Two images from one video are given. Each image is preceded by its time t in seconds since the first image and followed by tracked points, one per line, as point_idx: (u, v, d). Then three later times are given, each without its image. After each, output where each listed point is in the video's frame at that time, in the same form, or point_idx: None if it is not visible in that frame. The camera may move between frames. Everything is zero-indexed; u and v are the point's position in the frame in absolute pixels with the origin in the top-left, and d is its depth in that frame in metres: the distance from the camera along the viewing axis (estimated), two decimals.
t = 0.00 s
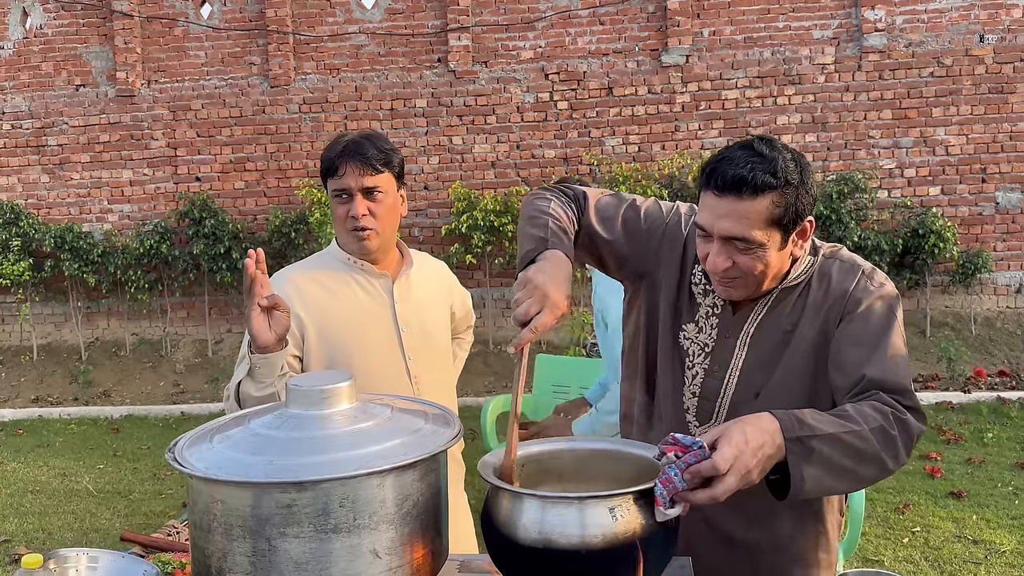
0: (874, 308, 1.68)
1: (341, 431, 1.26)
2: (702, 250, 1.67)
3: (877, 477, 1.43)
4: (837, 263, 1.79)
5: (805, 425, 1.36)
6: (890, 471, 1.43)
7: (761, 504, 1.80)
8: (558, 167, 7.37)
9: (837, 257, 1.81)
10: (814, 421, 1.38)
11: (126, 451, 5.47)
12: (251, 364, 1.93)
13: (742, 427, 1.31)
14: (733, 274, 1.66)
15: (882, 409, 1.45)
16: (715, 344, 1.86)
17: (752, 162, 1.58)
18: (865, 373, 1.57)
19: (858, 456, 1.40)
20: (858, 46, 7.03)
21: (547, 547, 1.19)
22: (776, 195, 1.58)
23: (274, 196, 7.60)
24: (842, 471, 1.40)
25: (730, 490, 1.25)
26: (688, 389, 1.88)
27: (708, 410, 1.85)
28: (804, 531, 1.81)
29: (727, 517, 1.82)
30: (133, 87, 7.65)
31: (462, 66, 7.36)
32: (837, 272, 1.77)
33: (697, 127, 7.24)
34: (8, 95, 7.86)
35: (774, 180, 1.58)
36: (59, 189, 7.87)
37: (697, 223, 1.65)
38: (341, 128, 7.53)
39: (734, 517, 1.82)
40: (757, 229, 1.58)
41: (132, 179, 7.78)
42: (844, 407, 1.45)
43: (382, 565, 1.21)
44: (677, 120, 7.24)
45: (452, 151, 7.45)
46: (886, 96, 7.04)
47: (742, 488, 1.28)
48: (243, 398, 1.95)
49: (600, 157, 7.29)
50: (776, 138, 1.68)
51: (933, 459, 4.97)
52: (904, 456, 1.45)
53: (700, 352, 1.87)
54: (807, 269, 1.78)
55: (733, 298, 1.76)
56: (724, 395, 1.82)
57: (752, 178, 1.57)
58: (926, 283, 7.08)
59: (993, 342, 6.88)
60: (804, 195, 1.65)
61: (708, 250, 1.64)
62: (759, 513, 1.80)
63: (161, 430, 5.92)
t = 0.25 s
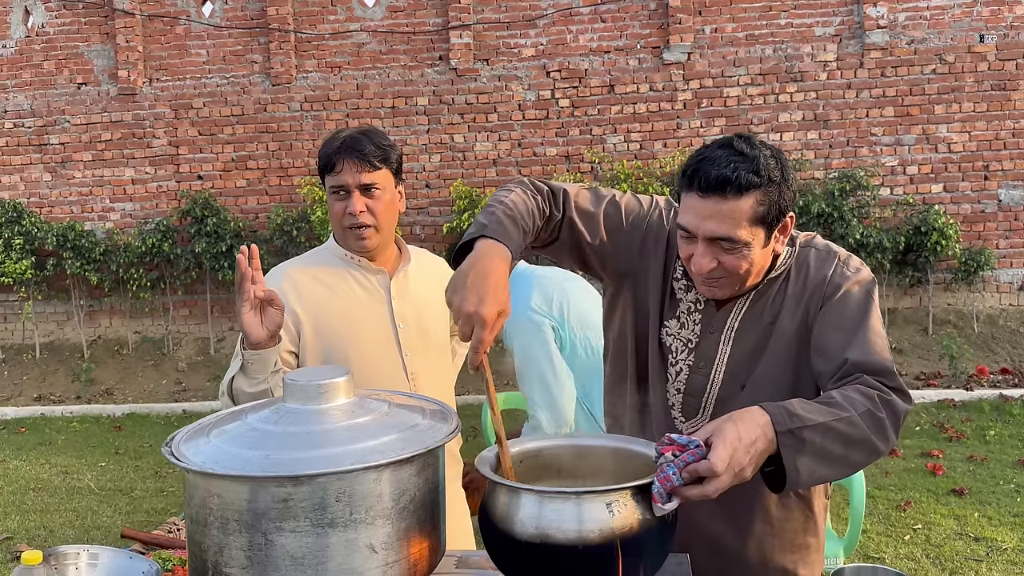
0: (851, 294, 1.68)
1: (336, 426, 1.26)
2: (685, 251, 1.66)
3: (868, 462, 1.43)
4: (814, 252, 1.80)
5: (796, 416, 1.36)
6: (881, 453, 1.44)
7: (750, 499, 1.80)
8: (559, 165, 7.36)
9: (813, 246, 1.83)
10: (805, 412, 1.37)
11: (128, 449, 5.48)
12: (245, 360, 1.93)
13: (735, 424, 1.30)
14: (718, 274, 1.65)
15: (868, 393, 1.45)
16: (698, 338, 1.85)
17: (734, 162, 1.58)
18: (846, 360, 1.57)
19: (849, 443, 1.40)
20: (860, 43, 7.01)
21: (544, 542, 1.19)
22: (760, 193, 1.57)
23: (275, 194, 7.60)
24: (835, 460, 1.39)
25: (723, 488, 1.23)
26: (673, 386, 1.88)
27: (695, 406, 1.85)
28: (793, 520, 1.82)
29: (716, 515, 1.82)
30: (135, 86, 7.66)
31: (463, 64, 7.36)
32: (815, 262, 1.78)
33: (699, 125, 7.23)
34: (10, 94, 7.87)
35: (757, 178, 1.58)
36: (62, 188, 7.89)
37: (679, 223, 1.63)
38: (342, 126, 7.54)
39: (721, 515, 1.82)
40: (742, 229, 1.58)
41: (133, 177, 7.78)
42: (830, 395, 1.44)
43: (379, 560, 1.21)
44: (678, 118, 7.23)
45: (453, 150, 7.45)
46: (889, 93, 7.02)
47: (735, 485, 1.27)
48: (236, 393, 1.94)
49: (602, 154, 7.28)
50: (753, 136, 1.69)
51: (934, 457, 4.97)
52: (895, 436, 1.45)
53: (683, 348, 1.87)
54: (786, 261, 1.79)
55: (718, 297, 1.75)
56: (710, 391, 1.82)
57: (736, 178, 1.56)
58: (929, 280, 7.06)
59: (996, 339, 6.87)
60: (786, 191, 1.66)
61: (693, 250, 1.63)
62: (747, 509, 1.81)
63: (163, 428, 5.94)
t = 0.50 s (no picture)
0: (842, 292, 1.67)
1: (331, 427, 1.26)
2: (676, 253, 1.65)
3: (865, 460, 1.42)
4: (803, 251, 1.80)
5: (790, 417, 1.36)
6: (878, 452, 1.42)
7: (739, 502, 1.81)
8: (559, 164, 7.36)
9: (802, 246, 1.83)
10: (799, 412, 1.37)
11: (128, 449, 5.49)
12: (242, 361, 1.93)
13: (729, 425, 1.30)
14: (709, 275, 1.65)
15: (862, 391, 1.43)
16: (691, 341, 1.85)
17: (725, 163, 1.58)
18: (839, 359, 1.55)
19: (844, 442, 1.40)
20: (860, 41, 7.00)
21: (539, 542, 1.19)
22: (750, 194, 1.58)
23: (275, 194, 7.60)
24: (830, 459, 1.39)
25: (715, 488, 1.24)
26: (668, 389, 1.88)
27: (690, 409, 1.85)
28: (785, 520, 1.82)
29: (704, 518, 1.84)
30: (134, 85, 7.65)
31: (462, 63, 7.35)
32: (804, 261, 1.78)
33: (699, 123, 7.22)
34: (9, 94, 7.87)
35: (747, 179, 1.58)
36: (61, 188, 7.89)
37: (670, 225, 1.63)
38: (341, 126, 7.54)
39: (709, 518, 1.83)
40: (733, 229, 1.58)
41: (133, 177, 7.79)
42: (825, 394, 1.44)
43: (375, 561, 1.21)
44: (678, 116, 7.23)
45: (452, 149, 7.44)
46: (888, 91, 7.02)
47: (729, 486, 1.27)
48: (232, 394, 1.94)
49: (601, 153, 7.27)
50: (741, 137, 1.69)
51: (934, 455, 4.97)
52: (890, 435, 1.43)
53: (676, 352, 1.86)
54: (776, 261, 1.78)
55: (709, 298, 1.75)
56: (705, 393, 1.82)
57: (726, 179, 1.56)
58: (929, 279, 7.05)
59: (995, 337, 6.87)
60: (776, 192, 1.66)
61: (684, 252, 1.62)
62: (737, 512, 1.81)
63: (163, 427, 5.94)
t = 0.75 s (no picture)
0: (838, 291, 1.68)
1: (326, 429, 1.27)
2: (666, 246, 1.67)
3: (861, 459, 1.42)
4: (798, 251, 1.81)
5: (782, 415, 1.37)
6: (873, 450, 1.42)
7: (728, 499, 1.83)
8: (557, 164, 7.36)
9: (798, 245, 1.83)
10: (791, 411, 1.38)
11: (127, 449, 5.49)
12: (239, 363, 1.93)
13: (720, 425, 1.31)
14: (698, 268, 1.66)
15: (857, 389, 1.44)
16: (688, 342, 1.86)
17: (710, 156, 1.58)
18: (836, 358, 1.56)
19: (838, 440, 1.40)
20: (858, 40, 7.01)
21: (532, 543, 1.19)
22: (735, 185, 1.58)
23: (273, 194, 7.60)
24: (824, 459, 1.40)
25: (707, 488, 1.24)
26: (667, 391, 1.88)
27: (688, 409, 1.84)
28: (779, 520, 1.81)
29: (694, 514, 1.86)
30: (133, 86, 7.65)
31: (460, 63, 7.34)
32: (799, 260, 1.78)
33: (697, 122, 7.22)
34: (8, 94, 7.87)
35: (732, 171, 1.58)
36: (60, 188, 7.89)
37: (659, 219, 1.65)
38: (340, 126, 7.54)
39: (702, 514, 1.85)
40: (719, 221, 1.58)
41: (132, 177, 7.79)
42: (820, 394, 1.44)
43: (369, 562, 1.22)
44: (676, 116, 7.23)
45: (451, 148, 7.45)
46: (886, 90, 7.02)
47: (721, 485, 1.28)
48: (231, 396, 1.95)
49: (599, 152, 7.27)
50: (729, 130, 1.69)
51: (932, 454, 4.97)
52: (886, 432, 1.44)
53: (674, 353, 1.87)
54: (770, 259, 1.79)
55: (701, 292, 1.76)
56: (703, 391, 1.81)
57: (711, 171, 1.57)
58: (927, 277, 7.05)
59: (994, 336, 6.87)
60: (763, 184, 1.66)
61: (673, 245, 1.64)
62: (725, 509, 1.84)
63: (162, 428, 5.94)
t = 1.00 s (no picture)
0: (847, 293, 1.67)
1: (319, 429, 1.27)
2: (674, 242, 1.67)
3: (859, 463, 1.42)
4: (809, 252, 1.80)
5: (777, 416, 1.37)
6: (871, 453, 1.42)
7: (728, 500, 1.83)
8: (555, 164, 7.36)
9: (809, 246, 1.82)
10: (787, 412, 1.38)
11: (125, 450, 5.49)
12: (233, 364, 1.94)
13: (713, 425, 1.31)
14: (706, 265, 1.66)
15: (857, 393, 1.45)
16: (695, 341, 1.86)
17: (721, 153, 1.59)
18: (839, 360, 1.56)
19: (835, 442, 1.41)
20: (855, 40, 7.01)
21: (524, 543, 1.19)
22: (745, 183, 1.58)
23: (272, 194, 7.60)
24: (819, 462, 1.40)
25: (699, 488, 1.25)
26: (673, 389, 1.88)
27: (694, 408, 1.84)
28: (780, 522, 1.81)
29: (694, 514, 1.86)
30: (131, 86, 7.65)
31: (458, 63, 7.34)
32: (809, 261, 1.78)
33: (695, 122, 7.23)
34: (6, 95, 7.87)
35: (742, 169, 1.58)
36: (58, 189, 7.89)
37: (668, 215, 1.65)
38: (338, 126, 7.54)
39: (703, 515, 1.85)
40: (727, 219, 1.58)
41: (130, 178, 7.79)
42: (819, 396, 1.44)
43: (362, 562, 1.22)
44: (674, 116, 7.23)
45: (449, 149, 7.45)
46: (884, 90, 7.03)
47: (713, 485, 1.28)
48: (224, 397, 1.96)
49: (597, 152, 7.27)
50: (742, 129, 1.69)
51: (930, 453, 4.98)
52: (888, 433, 1.46)
53: (681, 350, 1.87)
54: (780, 260, 1.79)
55: (709, 290, 1.76)
56: (708, 390, 1.81)
57: (721, 168, 1.57)
58: (925, 277, 7.06)
59: (992, 335, 6.88)
60: (774, 185, 1.66)
61: (681, 242, 1.64)
62: (724, 509, 1.84)
63: (160, 428, 5.95)
